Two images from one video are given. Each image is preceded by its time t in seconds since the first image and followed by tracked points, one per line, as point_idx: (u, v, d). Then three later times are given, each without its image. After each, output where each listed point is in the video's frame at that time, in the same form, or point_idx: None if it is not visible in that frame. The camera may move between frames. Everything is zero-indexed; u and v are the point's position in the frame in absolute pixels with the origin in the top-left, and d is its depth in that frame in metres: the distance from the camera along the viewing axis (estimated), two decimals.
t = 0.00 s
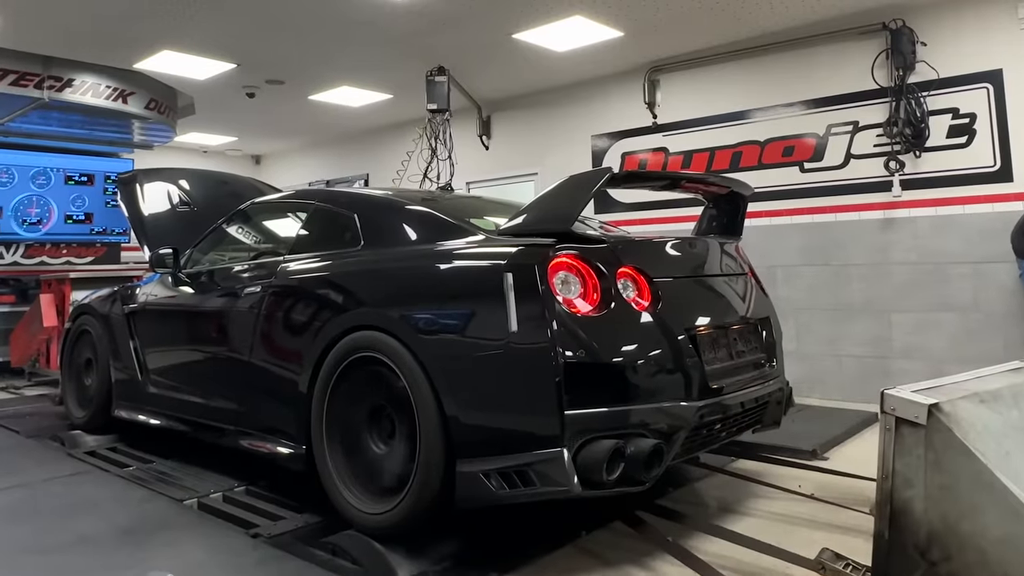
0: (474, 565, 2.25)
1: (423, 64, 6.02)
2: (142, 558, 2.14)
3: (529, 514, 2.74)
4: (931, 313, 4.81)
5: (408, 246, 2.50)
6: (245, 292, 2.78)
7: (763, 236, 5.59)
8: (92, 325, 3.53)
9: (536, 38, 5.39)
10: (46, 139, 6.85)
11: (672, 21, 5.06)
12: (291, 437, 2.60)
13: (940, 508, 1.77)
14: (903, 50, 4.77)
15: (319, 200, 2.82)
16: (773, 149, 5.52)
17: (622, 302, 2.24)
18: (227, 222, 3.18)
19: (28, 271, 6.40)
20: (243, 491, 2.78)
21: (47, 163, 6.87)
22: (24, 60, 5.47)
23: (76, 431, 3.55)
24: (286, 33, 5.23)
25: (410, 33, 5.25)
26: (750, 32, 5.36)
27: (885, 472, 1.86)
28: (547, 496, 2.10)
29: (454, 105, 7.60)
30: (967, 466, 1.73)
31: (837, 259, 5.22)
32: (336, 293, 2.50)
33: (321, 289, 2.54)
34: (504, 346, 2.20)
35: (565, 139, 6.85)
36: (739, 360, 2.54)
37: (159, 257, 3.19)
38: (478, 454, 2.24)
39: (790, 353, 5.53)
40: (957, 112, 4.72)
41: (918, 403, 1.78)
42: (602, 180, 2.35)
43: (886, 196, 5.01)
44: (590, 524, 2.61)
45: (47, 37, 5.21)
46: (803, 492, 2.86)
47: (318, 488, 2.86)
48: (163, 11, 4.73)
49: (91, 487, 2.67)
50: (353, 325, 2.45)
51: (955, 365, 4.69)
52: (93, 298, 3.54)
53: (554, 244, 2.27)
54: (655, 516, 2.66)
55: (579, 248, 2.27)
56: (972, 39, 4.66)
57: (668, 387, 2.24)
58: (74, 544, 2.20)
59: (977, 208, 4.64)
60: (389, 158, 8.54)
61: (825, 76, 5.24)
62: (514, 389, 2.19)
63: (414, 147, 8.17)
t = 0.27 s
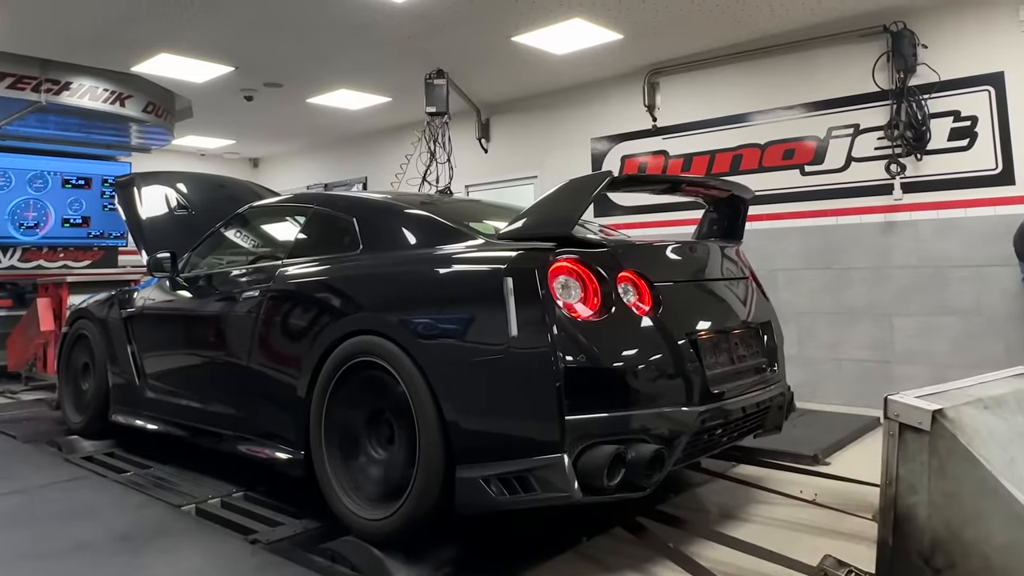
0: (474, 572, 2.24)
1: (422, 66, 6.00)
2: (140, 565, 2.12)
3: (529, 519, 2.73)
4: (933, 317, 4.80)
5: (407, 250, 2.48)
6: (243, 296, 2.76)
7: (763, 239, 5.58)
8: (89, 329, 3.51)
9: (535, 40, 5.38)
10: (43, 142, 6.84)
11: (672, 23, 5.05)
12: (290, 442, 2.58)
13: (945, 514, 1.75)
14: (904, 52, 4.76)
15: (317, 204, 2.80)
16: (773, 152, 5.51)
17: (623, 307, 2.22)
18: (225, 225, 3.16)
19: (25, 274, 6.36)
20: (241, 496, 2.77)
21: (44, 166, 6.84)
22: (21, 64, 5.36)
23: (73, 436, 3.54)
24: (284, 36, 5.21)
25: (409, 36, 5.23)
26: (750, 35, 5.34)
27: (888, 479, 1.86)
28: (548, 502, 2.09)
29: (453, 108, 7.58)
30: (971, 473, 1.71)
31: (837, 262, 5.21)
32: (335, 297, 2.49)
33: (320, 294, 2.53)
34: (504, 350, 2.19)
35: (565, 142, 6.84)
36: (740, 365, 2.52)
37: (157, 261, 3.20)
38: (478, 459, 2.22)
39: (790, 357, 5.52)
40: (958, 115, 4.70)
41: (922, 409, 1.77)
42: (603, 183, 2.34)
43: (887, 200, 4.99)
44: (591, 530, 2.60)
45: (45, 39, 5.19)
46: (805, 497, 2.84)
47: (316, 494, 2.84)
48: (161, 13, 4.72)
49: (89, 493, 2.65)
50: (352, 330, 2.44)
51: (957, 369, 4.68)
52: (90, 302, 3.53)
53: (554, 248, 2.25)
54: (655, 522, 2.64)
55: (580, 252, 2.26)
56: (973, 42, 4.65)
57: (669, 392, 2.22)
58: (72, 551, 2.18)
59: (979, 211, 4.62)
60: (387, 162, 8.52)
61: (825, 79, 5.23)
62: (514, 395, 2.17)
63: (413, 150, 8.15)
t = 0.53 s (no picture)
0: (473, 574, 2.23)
1: (421, 66, 5.99)
2: (139, 566, 2.12)
3: (528, 521, 2.72)
4: (935, 318, 4.79)
5: (405, 251, 2.47)
6: (242, 297, 2.75)
7: (764, 239, 5.57)
8: (87, 330, 3.51)
9: (535, 40, 5.37)
10: (41, 142, 6.84)
11: (672, 23, 5.04)
12: (288, 443, 2.57)
13: (946, 516, 1.74)
14: (905, 52, 4.74)
15: (316, 205, 2.79)
16: (774, 153, 5.50)
17: (622, 308, 2.22)
18: (224, 226, 3.16)
19: (24, 275, 6.37)
20: (239, 498, 2.76)
21: (42, 167, 6.84)
22: (20, 64, 5.39)
23: (71, 437, 3.53)
24: (283, 36, 5.21)
25: (408, 36, 5.22)
26: (750, 35, 5.33)
27: (889, 479, 1.84)
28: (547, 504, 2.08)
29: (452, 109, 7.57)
30: (972, 474, 1.69)
31: (838, 263, 5.20)
32: (333, 298, 2.48)
33: (319, 295, 2.52)
34: (504, 351, 2.18)
35: (564, 142, 6.83)
36: (740, 366, 2.51)
37: (155, 262, 3.21)
38: (477, 461, 2.21)
39: (791, 358, 5.51)
40: (960, 115, 4.69)
41: (922, 410, 1.76)
42: (603, 183, 2.33)
43: (888, 200, 4.98)
44: (590, 532, 2.59)
45: (44, 40, 5.19)
46: (806, 499, 2.83)
47: (316, 495, 2.84)
48: (159, 14, 4.72)
49: (87, 494, 2.64)
50: (351, 331, 2.43)
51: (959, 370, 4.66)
52: (89, 303, 3.52)
53: (553, 249, 2.24)
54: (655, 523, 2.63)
55: (579, 253, 2.25)
56: (975, 42, 4.64)
57: (668, 393, 2.21)
58: (70, 553, 2.18)
59: (980, 212, 4.61)
60: (386, 162, 8.52)
61: (826, 79, 5.22)
62: (512, 396, 2.16)
63: (412, 151, 8.15)
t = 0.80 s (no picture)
0: None
1: (421, 67, 5.99)
2: (137, 567, 2.11)
3: (528, 523, 2.71)
4: (936, 319, 4.78)
5: (405, 252, 2.47)
6: (240, 298, 2.75)
7: (764, 240, 5.56)
8: (85, 331, 3.50)
9: (534, 41, 5.36)
10: (38, 143, 6.84)
11: (672, 24, 5.03)
12: (287, 445, 2.57)
13: (946, 517, 1.74)
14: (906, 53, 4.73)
15: (314, 205, 2.79)
16: (774, 153, 5.49)
17: (622, 309, 2.21)
18: (222, 227, 3.15)
19: (22, 276, 6.36)
20: (238, 499, 2.75)
21: (40, 167, 6.83)
22: (18, 64, 5.44)
23: (69, 438, 3.53)
24: (282, 36, 5.20)
25: (407, 36, 5.22)
26: (750, 35, 5.32)
27: (889, 481, 1.84)
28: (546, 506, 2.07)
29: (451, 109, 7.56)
30: (973, 476, 1.69)
31: (839, 264, 5.19)
32: (332, 299, 2.47)
33: (317, 296, 2.51)
34: (503, 353, 2.17)
35: (564, 142, 6.82)
36: (740, 368, 2.50)
37: (153, 263, 3.18)
38: (476, 463, 2.21)
39: (791, 359, 5.50)
40: (961, 116, 4.68)
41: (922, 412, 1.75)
42: (602, 184, 2.33)
43: (889, 200, 4.97)
44: (590, 534, 2.58)
45: (43, 40, 5.18)
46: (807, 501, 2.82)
47: (314, 496, 2.83)
48: (158, 14, 4.71)
49: (85, 496, 2.64)
50: (349, 332, 2.42)
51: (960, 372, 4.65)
52: (87, 304, 3.52)
53: (553, 250, 2.24)
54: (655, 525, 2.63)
55: (579, 254, 2.24)
56: (976, 42, 4.63)
57: (668, 394, 2.21)
58: (68, 554, 2.17)
59: (981, 213, 4.60)
60: (385, 163, 8.51)
61: (827, 79, 5.21)
62: (512, 397, 2.16)
63: (411, 152, 8.14)
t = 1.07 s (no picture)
0: None
1: (419, 66, 5.98)
2: (134, 567, 2.10)
3: (526, 523, 2.70)
4: (936, 319, 4.77)
5: (403, 251, 2.46)
6: (238, 297, 2.74)
7: (764, 240, 5.55)
8: (82, 330, 3.49)
9: (532, 39, 5.35)
10: (35, 141, 6.82)
11: (671, 22, 5.02)
12: (285, 444, 2.56)
13: (945, 518, 1.73)
14: (906, 51, 4.72)
15: (312, 204, 2.78)
16: (774, 152, 5.47)
17: (621, 308, 2.20)
18: (219, 226, 3.14)
19: (19, 275, 6.34)
20: (236, 499, 2.74)
21: (36, 166, 6.82)
22: (14, 62, 5.44)
23: (66, 438, 3.52)
24: (280, 34, 5.19)
25: (405, 34, 5.20)
26: (749, 33, 5.31)
27: (888, 482, 1.83)
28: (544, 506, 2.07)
29: (450, 108, 7.55)
30: (972, 476, 1.68)
31: (839, 264, 5.18)
32: (329, 298, 2.47)
33: (315, 295, 2.50)
34: (501, 352, 2.16)
35: (563, 141, 6.81)
36: (739, 367, 2.50)
37: (151, 262, 3.17)
38: (474, 463, 2.20)
39: (790, 359, 5.49)
40: (961, 115, 4.67)
41: (922, 412, 1.74)
42: (601, 184, 2.32)
43: (889, 200, 4.96)
44: (589, 534, 2.58)
45: (40, 38, 5.17)
46: (806, 501, 2.82)
47: (312, 496, 2.82)
48: (155, 12, 4.69)
49: (82, 495, 2.63)
50: (347, 331, 2.41)
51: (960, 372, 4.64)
52: (84, 303, 3.50)
53: (551, 249, 2.23)
54: (654, 525, 2.62)
55: (577, 253, 2.23)
56: (977, 41, 4.61)
57: (667, 394, 2.20)
58: (64, 554, 2.16)
59: (982, 212, 4.59)
60: (383, 162, 8.49)
61: (827, 78, 5.20)
62: (510, 397, 2.15)
63: (409, 150, 8.12)
